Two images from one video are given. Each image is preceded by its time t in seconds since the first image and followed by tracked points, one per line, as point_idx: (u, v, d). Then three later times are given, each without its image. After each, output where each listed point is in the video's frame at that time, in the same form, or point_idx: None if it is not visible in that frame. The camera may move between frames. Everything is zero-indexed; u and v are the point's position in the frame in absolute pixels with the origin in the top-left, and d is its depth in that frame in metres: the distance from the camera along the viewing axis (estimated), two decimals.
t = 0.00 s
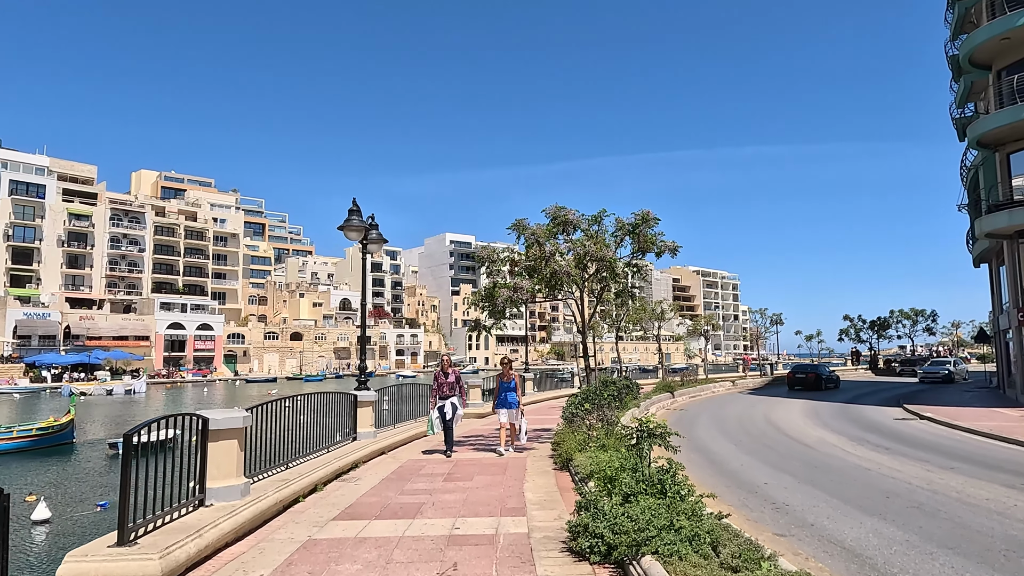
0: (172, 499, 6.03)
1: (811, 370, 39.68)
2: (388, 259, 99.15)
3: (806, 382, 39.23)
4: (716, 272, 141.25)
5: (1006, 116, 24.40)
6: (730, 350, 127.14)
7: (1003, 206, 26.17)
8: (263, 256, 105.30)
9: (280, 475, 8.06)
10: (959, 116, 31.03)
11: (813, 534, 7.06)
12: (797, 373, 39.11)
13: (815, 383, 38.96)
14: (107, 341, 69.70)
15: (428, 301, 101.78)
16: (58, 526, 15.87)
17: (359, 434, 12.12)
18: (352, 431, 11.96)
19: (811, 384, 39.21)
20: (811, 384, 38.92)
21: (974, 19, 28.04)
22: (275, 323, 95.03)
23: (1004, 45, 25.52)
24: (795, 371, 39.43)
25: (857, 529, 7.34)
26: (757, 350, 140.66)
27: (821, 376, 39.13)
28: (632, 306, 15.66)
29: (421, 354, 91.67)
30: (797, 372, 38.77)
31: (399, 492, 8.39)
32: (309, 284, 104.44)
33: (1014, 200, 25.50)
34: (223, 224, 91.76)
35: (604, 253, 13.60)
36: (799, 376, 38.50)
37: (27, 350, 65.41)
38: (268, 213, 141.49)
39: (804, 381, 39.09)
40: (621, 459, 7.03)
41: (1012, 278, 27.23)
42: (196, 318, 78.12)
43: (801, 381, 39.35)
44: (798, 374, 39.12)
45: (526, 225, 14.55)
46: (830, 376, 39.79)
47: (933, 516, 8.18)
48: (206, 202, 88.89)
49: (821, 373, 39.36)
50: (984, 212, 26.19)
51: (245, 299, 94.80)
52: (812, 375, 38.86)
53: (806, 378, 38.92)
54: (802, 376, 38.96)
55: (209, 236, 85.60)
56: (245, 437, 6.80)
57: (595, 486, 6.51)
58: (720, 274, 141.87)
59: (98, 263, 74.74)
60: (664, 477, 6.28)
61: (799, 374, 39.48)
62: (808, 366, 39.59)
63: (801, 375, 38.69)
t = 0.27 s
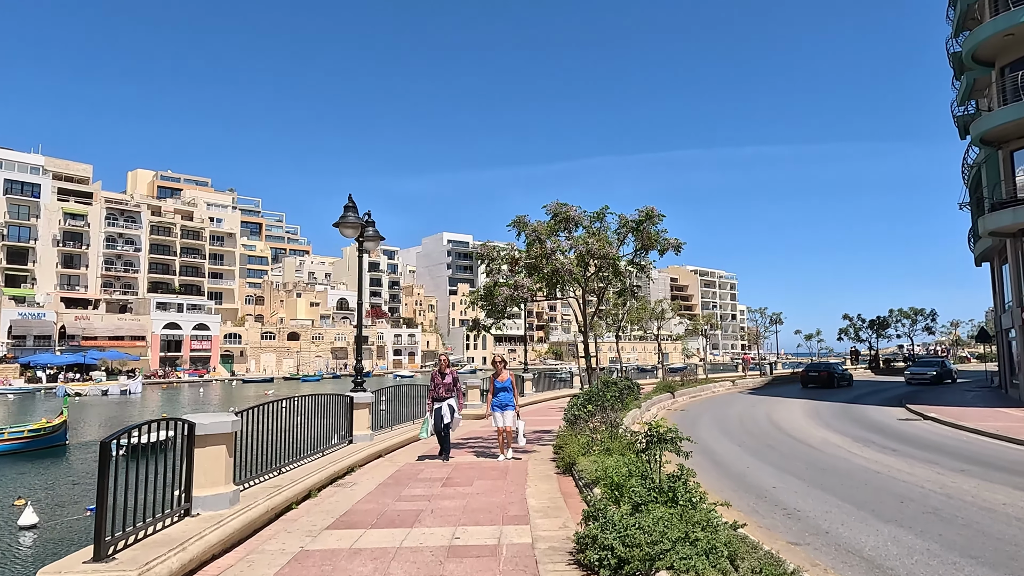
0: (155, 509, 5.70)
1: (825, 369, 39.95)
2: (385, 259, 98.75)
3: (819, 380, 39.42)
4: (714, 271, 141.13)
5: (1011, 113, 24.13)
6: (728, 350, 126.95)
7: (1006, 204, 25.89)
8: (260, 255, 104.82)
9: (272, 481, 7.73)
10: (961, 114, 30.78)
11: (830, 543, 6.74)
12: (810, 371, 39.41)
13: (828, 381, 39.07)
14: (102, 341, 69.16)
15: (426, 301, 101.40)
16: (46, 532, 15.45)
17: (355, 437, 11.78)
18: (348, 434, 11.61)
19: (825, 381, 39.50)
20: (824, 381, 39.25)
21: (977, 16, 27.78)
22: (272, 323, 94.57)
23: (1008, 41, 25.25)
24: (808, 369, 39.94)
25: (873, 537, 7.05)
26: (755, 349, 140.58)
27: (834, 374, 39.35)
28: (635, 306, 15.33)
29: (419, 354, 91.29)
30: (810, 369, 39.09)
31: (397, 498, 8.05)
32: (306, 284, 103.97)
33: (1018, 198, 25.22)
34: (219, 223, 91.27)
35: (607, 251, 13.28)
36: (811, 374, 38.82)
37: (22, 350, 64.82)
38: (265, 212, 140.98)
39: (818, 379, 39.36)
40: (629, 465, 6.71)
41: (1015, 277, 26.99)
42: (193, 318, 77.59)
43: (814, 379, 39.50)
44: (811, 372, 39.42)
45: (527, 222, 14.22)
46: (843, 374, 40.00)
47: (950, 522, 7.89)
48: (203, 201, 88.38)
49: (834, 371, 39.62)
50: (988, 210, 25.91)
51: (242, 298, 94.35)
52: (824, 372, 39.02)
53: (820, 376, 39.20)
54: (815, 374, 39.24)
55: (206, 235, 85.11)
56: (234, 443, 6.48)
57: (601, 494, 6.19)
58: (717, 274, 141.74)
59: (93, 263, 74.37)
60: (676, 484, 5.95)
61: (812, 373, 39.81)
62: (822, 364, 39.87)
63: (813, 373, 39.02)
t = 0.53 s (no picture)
0: (131, 518, 5.39)
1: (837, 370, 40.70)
2: (381, 260, 98.30)
3: (831, 380, 40.15)
4: (710, 273, 141.03)
5: (1012, 112, 23.92)
6: (724, 351, 126.75)
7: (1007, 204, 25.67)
8: (256, 257, 104.25)
9: (260, 487, 7.39)
10: (961, 114, 30.59)
11: (843, 551, 6.46)
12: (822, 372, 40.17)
13: (841, 380, 39.84)
14: (96, 342, 68.55)
15: (422, 302, 100.96)
16: (29, 538, 15.06)
17: (348, 440, 11.43)
18: (340, 437, 11.25)
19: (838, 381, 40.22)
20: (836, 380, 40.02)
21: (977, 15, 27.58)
22: (267, 324, 94.03)
23: (1009, 40, 25.04)
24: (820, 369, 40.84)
25: (888, 544, 6.76)
26: (751, 351, 140.47)
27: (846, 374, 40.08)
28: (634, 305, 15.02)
29: (415, 356, 90.86)
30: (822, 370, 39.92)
31: (390, 505, 7.70)
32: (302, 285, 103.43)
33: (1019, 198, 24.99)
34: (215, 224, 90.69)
35: (607, 249, 12.97)
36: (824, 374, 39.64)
37: (15, 351, 64.11)
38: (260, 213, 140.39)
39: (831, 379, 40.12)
40: (634, 470, 6.39)
41: (1015, 277, 26.77)
42: (187, 319, 76.94)
43: (826, 379, 40.24)
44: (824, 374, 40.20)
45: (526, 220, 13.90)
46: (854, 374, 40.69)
47: (965, 528, 7.62)
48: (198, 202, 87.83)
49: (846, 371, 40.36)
50: (989, 210, 25.68)
51: (237, 299, 93.80)
52: (836, 373, 39.80)
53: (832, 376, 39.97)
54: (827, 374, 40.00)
55: (200, 236, 84.54)
56: (218, 447, 6.16)
57: (606, 501, 5.87)
58: (714, 275, 141.65)
59: (87, 263, 73.74)
60: (684, 491, 5.64)
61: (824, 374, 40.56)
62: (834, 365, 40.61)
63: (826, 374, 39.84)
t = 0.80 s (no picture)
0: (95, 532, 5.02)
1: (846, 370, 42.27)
2: (375, 262, 97.82)
3: (840, 379, 41.90)
4: (704, 275, 141.17)
5: (1009, 112, 23.77)
6: (718, 353, 126.84)
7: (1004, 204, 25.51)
8: (248, 258, 103.58)
9: (240, 496, 7.01)
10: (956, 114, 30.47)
11: (854, 564, 6.13)
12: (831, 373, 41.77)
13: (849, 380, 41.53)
14: (86, 344, 67.78)
15: (416, 304, 100.55)
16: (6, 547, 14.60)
17: (336, 445, 11.06)
18: (327, 441, 10.87)
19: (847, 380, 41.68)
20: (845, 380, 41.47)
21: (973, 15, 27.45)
22: (259, 326, 93.40)
23: (1006, 40, 24.88)
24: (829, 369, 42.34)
25: (900, 556, 6.44)
26: (745, 353, 140.64)
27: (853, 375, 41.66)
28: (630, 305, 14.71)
29: (409, 358, 90.41)
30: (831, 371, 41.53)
31: (377, 514, 7.33)
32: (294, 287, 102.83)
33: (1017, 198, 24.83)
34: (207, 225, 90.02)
35: (604, 247, 12.66)
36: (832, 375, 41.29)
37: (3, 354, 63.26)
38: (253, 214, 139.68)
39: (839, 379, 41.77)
40: (634, 478, 6.06)
41: (1012, 279, 26.62)
42: (179, 320, 76.16)
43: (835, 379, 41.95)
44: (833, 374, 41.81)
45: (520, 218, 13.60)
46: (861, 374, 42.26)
47: (977, 537, 7.32)
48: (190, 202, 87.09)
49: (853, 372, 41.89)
50: (986, 210, 25.52)
51: (229, 301, 93.10)
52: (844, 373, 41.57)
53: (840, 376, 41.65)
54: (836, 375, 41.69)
55: (193, 237, 83.88)
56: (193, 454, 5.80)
57: (604, 512, 5.54)
58: (708, 277, 141.81)
59: (77, 264, 72.95)
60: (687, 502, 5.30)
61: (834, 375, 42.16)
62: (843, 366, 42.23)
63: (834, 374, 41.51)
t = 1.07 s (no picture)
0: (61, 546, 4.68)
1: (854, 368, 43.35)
2: (370, 262, 97.33)
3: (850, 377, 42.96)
4: (699, 275, 141.24)
5: (1008, 110, 23.57)
6: (713, 353, 126.85)
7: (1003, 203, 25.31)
8: (242, 259, 102.96)
9: (222, 504, 6.67)
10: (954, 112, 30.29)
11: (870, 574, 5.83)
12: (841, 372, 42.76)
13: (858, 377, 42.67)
14: (77, 346, 67.12)
15: (411, 304, 100.13)
16: None
17: (326, 449, 10.72)
18: (316, 445, 10.52)
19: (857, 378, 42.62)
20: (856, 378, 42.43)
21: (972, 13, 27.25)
22: (253, 326, 92.84)
23: (1005, 37, 24.68)
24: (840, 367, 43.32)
25: (915, 564, 6.15)
26: (739, 352, 140.78)
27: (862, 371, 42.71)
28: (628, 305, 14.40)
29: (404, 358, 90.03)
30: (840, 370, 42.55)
31: (367, 522, 7.00)
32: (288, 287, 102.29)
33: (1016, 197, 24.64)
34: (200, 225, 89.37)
35: (602, 246, 12.35)
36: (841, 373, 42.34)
37: None
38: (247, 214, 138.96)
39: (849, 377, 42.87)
40: (638, 485, 5.74)
41: (1010, 277, 26.47)
42: (172, 321, 75.47)
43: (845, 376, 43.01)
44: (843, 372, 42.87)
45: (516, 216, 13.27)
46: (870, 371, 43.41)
47: (993, 543, 7.04)
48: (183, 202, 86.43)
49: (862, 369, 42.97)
50: (985, 209, 25.32)
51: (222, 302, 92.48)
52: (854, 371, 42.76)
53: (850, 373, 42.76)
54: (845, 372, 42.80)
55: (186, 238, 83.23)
56: (170, 462, 5.46)
57: (608, 520, 5.22)
58: (703, 277, 141.90)
59: (69, 265, 72.24)
60: (696, 511, 4.99)
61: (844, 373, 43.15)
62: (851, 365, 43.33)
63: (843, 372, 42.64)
